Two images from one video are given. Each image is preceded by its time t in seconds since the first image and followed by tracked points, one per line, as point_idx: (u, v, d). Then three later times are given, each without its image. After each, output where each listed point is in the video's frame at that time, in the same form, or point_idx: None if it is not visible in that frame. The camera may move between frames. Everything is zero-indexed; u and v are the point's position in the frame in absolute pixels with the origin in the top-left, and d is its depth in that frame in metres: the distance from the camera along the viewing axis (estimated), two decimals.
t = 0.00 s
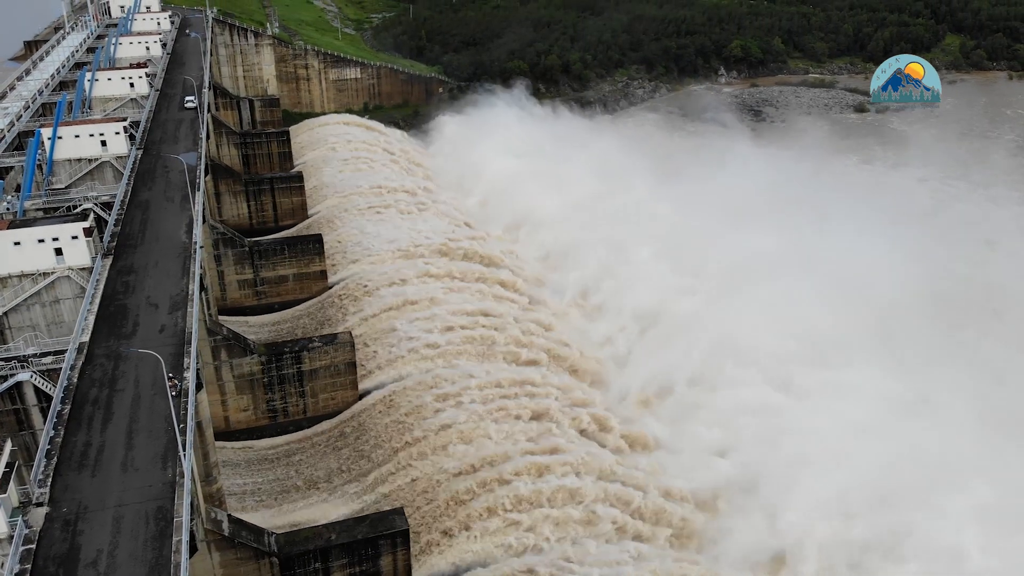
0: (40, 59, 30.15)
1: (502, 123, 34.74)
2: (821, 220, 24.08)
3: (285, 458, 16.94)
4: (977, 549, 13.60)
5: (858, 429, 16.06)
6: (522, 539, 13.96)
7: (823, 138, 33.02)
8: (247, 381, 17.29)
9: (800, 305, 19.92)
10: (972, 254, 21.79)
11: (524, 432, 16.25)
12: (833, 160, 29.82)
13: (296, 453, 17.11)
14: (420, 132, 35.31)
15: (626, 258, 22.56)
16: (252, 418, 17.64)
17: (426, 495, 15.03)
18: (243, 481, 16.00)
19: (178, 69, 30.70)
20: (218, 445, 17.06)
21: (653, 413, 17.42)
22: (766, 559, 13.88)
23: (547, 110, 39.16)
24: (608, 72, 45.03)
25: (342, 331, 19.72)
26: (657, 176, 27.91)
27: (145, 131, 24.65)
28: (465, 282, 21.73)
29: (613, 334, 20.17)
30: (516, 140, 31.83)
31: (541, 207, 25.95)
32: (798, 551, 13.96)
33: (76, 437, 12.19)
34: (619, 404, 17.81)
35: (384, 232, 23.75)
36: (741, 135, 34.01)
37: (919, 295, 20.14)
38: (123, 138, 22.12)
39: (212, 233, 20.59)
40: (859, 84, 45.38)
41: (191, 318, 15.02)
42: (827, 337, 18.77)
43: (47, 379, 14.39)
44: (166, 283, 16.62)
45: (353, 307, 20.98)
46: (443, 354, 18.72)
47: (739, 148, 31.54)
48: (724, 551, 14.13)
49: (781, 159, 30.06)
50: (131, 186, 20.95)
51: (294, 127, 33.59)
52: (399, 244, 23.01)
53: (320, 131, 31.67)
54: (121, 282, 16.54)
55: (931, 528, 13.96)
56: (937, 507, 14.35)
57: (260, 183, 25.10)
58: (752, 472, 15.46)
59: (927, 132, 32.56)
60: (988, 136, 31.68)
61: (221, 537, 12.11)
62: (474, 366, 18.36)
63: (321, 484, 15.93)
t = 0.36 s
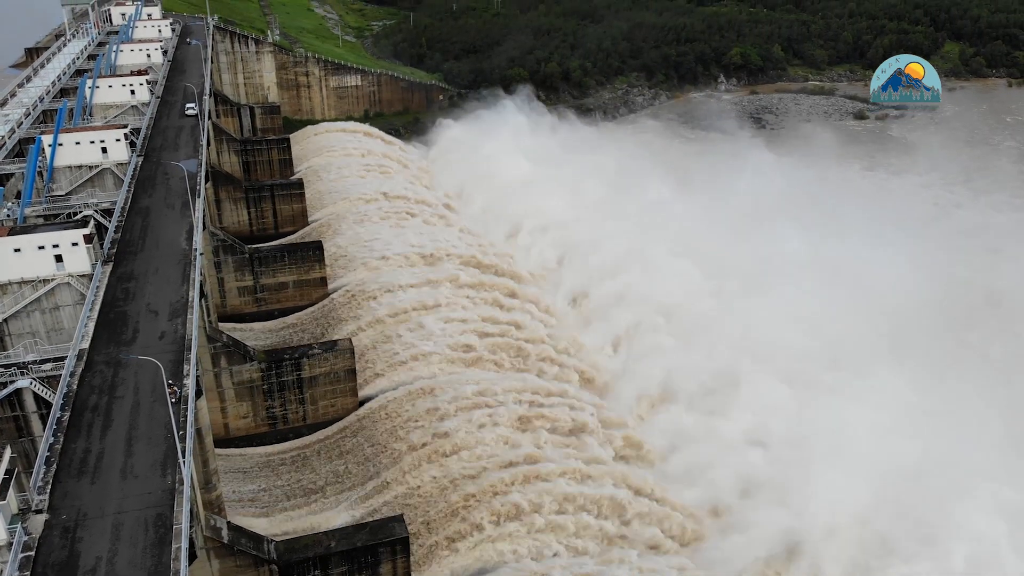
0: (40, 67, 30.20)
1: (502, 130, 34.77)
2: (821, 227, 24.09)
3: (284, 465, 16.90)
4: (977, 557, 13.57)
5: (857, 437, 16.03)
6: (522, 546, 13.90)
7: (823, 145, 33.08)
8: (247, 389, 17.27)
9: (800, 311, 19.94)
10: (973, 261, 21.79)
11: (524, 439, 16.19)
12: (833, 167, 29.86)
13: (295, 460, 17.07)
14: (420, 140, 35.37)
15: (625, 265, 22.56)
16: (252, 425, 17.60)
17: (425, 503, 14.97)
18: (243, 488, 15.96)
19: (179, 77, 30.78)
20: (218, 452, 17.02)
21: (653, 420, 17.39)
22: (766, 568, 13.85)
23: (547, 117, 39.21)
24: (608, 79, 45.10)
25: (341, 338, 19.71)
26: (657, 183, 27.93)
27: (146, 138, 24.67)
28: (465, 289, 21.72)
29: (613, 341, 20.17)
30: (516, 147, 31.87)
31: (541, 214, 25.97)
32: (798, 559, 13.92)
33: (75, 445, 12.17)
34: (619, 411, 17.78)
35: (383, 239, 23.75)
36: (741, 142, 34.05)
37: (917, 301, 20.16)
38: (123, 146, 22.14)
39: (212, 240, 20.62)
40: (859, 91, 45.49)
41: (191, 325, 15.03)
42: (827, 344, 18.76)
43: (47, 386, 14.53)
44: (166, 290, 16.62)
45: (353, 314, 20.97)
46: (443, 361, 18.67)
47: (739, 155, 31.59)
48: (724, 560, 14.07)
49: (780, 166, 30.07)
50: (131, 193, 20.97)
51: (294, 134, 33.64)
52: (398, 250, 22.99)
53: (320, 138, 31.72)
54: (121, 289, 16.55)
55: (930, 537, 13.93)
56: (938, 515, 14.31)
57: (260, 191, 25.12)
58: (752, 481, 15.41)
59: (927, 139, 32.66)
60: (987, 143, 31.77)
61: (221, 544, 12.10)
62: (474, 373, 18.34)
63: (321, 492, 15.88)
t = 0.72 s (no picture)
0: (41, 74, 30.24)
1: (503, 137, 34.78)
2: (820, 234, 24.12)
3: (284, 473, 16.87)
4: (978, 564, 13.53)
5: (858, 444, 16.01)
6: (521, 554, 13.85)
7: (822, 152, 33.15)
8: (247, 396, 17.25)
9: (800, 319, 19.95)
10: (972, 268, 21.81)
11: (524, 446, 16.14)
12: (832, 174, 29.92)
13: (295, 467, 17.05)
14: (421, 147, 35.44)
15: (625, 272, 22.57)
16: (252, 432, 17.57)
17: (424, 510, 14.95)
18: (242, 496, 15.93)
19: (180, 84, 30.82)
20: (218, 460, 16.99)
21: (653, 427, 17.36)
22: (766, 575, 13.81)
23: (547, 124, 39.29)
24: (607, 87, 45.17)
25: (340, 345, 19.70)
26: (657, 191, 27.98)
27: (147, 145, 24.70)
28: (465, 295, 21.70)
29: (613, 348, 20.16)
30: (516, 154, 31.92)
31: (541, 221, 25.99)
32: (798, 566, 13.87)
33: (74, 451, 12.15)
34: (619, 418, 17.74)
35: (384, 245, 23.76)
36: (740, 149, 34.11)
37: (917, 308, 20.17)
38: (123, 152, 22.11)
39: (213, 246, 20.69)
40: (858, 99, 45.60)
41: (191, 332, 15.02)
42: (828, 352, 18.77)
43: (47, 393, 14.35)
44: (166, 297, 16.62)
45: (353, 321, 20.96)
46: (443, 368, 18.64)
47: (738, 163, 31.64)
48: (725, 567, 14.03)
49: (780, 173, 30.12)
50: (131, 200, 20.98)
51: (295, 141, 33.69)
52: (398, 257, 22.98)
53: (321, 145, 31.78)
54: (121, 296, 16.55)
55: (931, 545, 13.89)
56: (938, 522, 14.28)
57: (261, 198, 25.15)
58: (752, 488, 15.39)
59: (927, 147, 32.71)
60: (987, 150, 31.83)
61: (220, 551, 12.02)
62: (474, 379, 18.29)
63: (320, 499, 15.85)
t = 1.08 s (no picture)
0: (42, 81, 30.29)
1: (504, 144, 34.84)
2: (820, 242, 24.15)
3: (283, 480, 16.84)
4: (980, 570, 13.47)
5: (858, 451, 16.00)
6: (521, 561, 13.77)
7: (823, 159, 33.18)
8: (246, 403, 17.23)
9: (800, 326, 19.95)
10: (971, 274, 21.84)
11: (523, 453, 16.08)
12: (832, 180, 29.96)
13: (295, 474, 17.04)
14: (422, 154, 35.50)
15: (625, 279, 22.58)
16: (251, 439, 17.54)
17: (424, 518, 14.89)
18: (242, 503, 15.88)
19: (180, 91, 30.88)
20: (218, 467, 16.95)
21: (653, 434, 17.30)
22: None
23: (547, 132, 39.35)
24: (608, 94, 45.27)
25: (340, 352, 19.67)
26: (658, 198, 28.04)
27: (147, 152, 24.73)
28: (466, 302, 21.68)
29: (613, 355, 20.11)
30: (517, 161, 31.97)
31: (541, 228, 25.98)
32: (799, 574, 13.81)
33: (74, 458, 12.13)
34: (619, 425, 17.70)
35: (384, 252, 23.75)
36: (740, 156, 34.14)
37: (917, 315, 20.19)
38: (123, 159, 22.13)
39: (213, 253, 20.71)
40: (858, 106, 45.70)
41: (191, 338, 15.01)
42: (828, 359, 18.77)
43: (45, 400, 14.46)
44: (167, 303, 16.62)
45: (353, 328, 20.95)
46: (443, 375, 18.60)
47: (738, 170, 31.68)
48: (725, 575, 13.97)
49: (780, 180, 30.15)
50: (132, 207, 21.00)
51: (295, 148, 33.74)
52: (399, 264, 22.97)
53: (322, 152, 31.83)
54: (121, 303, 16.56)
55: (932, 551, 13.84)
56: (939, 528, 14.24)
57: (261, 204, 25.13)
58: (753, 495, 15.33)
59: (926, 153, 32.76)
60: (987, 156, 31.88)
61: (220, 558, 12.05)
62: (474, 385, 18.26)
63: (319, 506, 15.80)
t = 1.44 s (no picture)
0: (43, 87, 30.34)
1: (504, 150, 34.91)
2: (819, 247, 24.19)
3: (283, 486, 16.80)
4: None
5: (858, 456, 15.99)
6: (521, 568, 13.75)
7: (822, 166, 33.27)
8: (246, 409, 17.21)
9: (800, 331, 19.96)
10: (970, 279, 21.88)
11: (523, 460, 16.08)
12: (831, 187, 30.04)
13: (294, 481, 17.02)
14: (422, 161, 35.57)
15: (625, 284, 22.58)
16: (251, 445, 17.51)
17: (424, 525, 14.86)
18: (241, 509, 15.83)
19: (181, 98, 30.94)
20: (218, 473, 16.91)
21: (653, 441, 17.29)
22: None
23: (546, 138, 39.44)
24: (607, 100, 45.38)
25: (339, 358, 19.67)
26: (657, 205, 28.10)
27: (148, 159, 24.77)
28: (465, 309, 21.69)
29: (613, 362, 20.12)
30: (516, 167, 32.03)
31: (541, 234, 26.02)
32: None
33: (73, 465, 12.11)
34: (618, 432, 17.69)
35: (384, 259, 23.77)
36: (739, 163, 34.22)
37: (917, 319, 20.21)
38: (124, 165, 22.14)
39: (213, 259, 20.73)
40: (857, 112, 45.83)
41: (190, 344, 15.01)
42: (829, 364, 18.77)
43: (45, 406, 14.30)
44: (166, 309, 16.63)
45: (352, 334, 20.94)
46: (443, 381, 18.60)
47: (737, 176, 31.76)
48: None
49: (779, 186, 30.22)
50: (132, 213, 21.02)
51: (295, 154, 33.79)
52: (399, 270, 23.00)
53: (322, 158, 31.91)
54: (121, 309, 16.57)
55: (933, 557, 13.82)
56: (939, 533, 14.23)
57: (261, 211, 25.18)
58: (753, 502, 15.31)
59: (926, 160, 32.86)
60: (986, 162, 31.99)
61: (219, 565, 12.00)
62: (474, 392, 18.25)
63: (319, 513, 15.77)
